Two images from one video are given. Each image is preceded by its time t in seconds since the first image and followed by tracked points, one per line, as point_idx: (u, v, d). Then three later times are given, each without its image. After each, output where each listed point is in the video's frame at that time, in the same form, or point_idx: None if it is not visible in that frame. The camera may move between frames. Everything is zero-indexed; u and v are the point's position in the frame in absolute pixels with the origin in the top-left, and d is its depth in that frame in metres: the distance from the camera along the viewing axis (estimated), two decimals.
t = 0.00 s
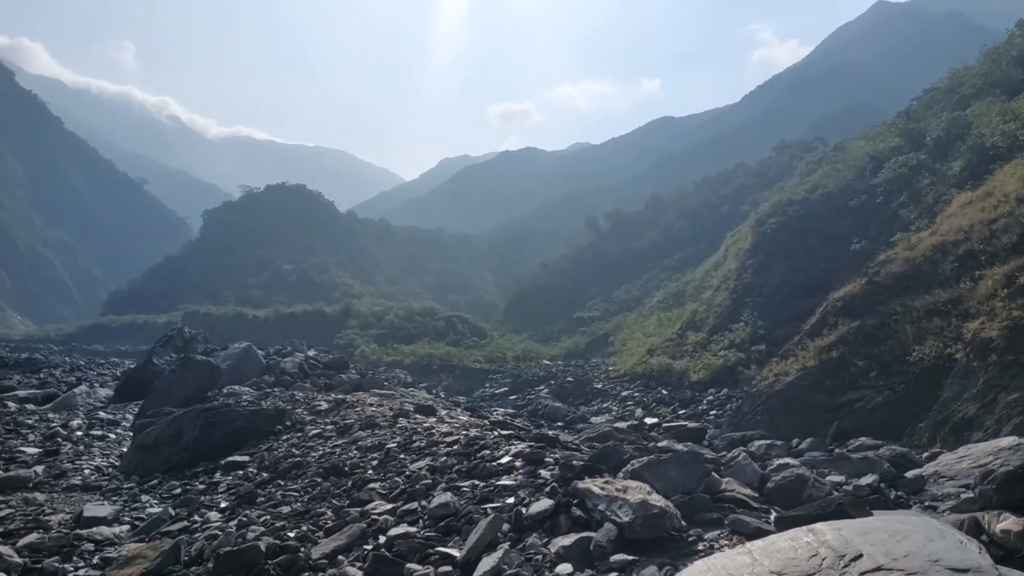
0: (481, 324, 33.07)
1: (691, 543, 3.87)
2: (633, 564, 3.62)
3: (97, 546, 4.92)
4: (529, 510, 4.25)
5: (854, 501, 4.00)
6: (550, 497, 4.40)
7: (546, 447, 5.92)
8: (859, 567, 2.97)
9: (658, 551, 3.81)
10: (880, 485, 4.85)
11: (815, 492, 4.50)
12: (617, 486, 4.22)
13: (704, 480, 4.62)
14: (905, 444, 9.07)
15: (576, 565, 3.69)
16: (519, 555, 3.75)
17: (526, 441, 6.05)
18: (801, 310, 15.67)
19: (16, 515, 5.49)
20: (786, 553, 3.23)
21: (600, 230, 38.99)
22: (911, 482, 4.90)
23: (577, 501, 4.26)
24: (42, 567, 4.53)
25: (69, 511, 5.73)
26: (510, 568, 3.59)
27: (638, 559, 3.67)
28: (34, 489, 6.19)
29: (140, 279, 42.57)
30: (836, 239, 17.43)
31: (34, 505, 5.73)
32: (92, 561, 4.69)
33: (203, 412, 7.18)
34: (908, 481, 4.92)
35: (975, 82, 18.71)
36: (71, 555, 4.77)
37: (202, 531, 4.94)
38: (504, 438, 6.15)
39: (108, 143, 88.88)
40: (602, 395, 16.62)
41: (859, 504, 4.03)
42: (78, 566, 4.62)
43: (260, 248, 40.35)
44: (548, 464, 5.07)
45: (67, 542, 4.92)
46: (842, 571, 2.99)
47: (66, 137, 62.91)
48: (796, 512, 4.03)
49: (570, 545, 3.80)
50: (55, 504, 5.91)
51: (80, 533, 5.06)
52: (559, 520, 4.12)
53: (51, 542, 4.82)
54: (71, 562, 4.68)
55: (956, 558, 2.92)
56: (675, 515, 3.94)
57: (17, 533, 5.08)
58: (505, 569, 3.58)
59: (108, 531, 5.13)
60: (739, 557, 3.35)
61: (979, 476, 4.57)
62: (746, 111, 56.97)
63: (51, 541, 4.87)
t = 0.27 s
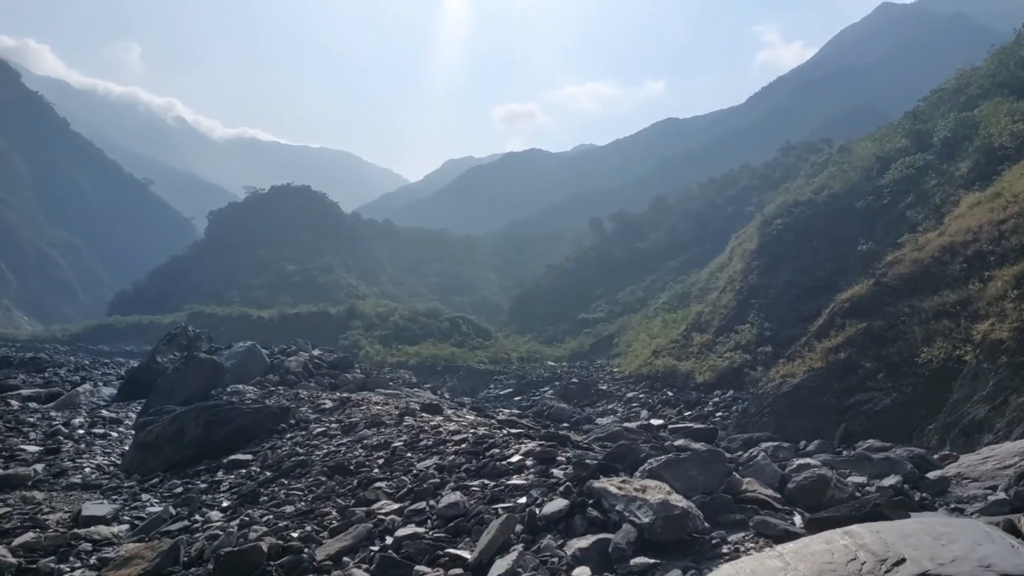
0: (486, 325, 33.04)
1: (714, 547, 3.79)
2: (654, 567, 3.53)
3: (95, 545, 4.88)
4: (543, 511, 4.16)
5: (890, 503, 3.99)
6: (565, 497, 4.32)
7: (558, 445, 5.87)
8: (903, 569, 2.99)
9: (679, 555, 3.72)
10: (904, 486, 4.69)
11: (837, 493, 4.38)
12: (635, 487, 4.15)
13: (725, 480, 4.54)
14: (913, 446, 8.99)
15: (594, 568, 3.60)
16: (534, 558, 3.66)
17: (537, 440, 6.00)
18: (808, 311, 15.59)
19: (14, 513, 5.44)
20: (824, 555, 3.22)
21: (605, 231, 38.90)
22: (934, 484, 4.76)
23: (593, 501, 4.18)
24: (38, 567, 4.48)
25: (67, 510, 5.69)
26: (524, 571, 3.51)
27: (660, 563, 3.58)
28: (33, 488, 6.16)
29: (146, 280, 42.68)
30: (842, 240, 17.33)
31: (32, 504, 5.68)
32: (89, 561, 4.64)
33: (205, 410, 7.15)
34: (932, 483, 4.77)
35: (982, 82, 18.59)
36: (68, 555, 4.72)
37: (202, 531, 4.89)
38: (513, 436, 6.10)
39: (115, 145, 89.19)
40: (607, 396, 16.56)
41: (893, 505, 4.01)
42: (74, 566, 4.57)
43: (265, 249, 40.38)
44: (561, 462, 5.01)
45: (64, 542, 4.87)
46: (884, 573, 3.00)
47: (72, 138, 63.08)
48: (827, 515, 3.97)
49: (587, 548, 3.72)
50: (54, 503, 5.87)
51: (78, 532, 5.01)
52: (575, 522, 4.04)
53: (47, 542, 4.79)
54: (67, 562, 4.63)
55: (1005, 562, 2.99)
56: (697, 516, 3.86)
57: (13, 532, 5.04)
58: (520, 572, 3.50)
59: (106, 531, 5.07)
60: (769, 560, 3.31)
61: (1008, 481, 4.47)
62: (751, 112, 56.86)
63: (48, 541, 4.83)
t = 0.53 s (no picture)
0: (492, 325, 33.02)
1: (743, 555, 3.71)
2: None
3: (92, 549, 4.81)
4: (559, 516, 4.06)
5: (936, 512, 3.89)
6: (581, 501, 4.22)
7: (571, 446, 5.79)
8: None
9: (707, 563, 3.63)
10: (932, 489, 4.55)
11: (867, 497, 4.26)
12: (656, 490, 4.04)
13: (751, 483, 4.47)
14: (925, 448, 8.87)
15: None
16: (551, 567, 3.58)
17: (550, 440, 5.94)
18: (817, 311, 15.47)
19: (11, 515, 5.39)
20: (867, 564, 3.33)
21: (612, 232, 38.80)
22: (964, 487, 4.61)
23: (611, 506, 4.08)
24: (32, 572, 4.41)
25: (66, 511, 5.64)
26: None
27: (686, 573, 3.48)
28: (32, 488, 6.12)
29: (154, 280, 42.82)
30: (852, 240, 17.20)
31: (31, 505, 5.62)
32: (85, 565, 4.57)
33: (209, 409, 7.11)
34: (962, 487, 4.64)
35: (993, 81, 18.42)
36: (63, 559, 4.65)
37: (203, 534, 4.83)
38: (524, 436, 6.04)
39: (123, 145, 89.59)
40: (614, 397, 16.48)
41: (939, 512, 3.93)
42: (69, 570, 4.50)
43: (273, 249, 40.46)
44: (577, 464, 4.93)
45: (59, 545, 4.81)
46: None
47: (81, 138, 63.36)
48: (866, 523, 3.86)
49: (608, 556, 3.62)
50: (53, 504, 5.81)
51: (75, 535, 4.95)
52: (592, 528, 3.94)
53: (42, 545, 4.73)
54: (62, 566, 4.56)
55: None
56: (725, 522, 3.75)
57: (9, 535, 4.96)
58: None
59: (104, 533, 5.00)
60: (809, 571, 3.35)
61: None
62: (758, 112, 56.66)
63: (43, 544, 4.77)
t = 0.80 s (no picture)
0: (501, 324, 32.98)
1: (773, 570, 3.59)
2: None
3: (91, 556, 4.69)
4: (576, 527, 3.94)
5: (985, 527, 3.74)
6: (598, 511, 4.11)
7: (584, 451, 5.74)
8: None
9: None
10: (962, 496, 4.49)
11: (894, 506, 4.25)
12: (680, 501, 3.92)
13: (777, 492, 4.39)
14: (940, 448, 8.72)
15: None
16: None
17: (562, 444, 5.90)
18: (829, 310, 15.33)
19: (11, 520, 5.30)
20: None
21: (621, 230, 38.67)
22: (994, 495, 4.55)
23: (630, 517, 3.97)
24: None
25: (68, 515, 5.55)
26: None
27: None
28: (35, 492, 6.05)
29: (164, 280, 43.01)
30: (865, 237, 17.03)
31: (32, 510, 5.54)
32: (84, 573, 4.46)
33: (215, 410, 7.05)
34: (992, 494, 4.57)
35: (1008, 76, 18.20)
36: (61, 567, 4.53)
37: (206, 542, 4.74)
38: (535, 440, 6.00)
39: (134, 145, 90.15)
40: (624, 396, 16.39)
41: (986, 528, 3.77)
42: None
43: (283, 249, 40.56)
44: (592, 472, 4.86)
45: (57, 552, 4.68)
46: None
47: (93, 139, 63.77)
48: (905, 536, 3.76)
49: (631, 570, 3.48)
50: (54, 508, 5.74)
51: (75, 542, 4.82)
52: (610, 540, 3.83)
53: (39, 553, 4.60)
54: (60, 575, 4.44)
55: None
56: (753, 536, 3.62)
57: (8, 541, 4.86)
58: None
59: (104, 540, 4.89)
60: None
61: None
62: (768, 110, 56.41)
63: (41, 552, 4.63)
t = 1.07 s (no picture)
0: (508, 323, 32.94)
1: None
2: None
3: (93, 562, 4.61)
4: (596, 534, 3.85)
5: None
6: (619, 517, 4.03)
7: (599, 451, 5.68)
8: None
9: None
10: (994, 501, 4.47)
11: (924, 510, 4.17)
12: (707, 508, 3.84)
13: (807, 498, 4.31)
14: (952, 449, 8.61)
15: None
16: None
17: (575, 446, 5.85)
18: (838, 309, 15.22)
19: (13, 523, 5.23)
20: None
21: (627, 229, 38.55)
22: None
23: (652, 523, 3.91)
24: None
25: (70, 518, 5.49)
26: None
27: None
28: (37, 494, 6.01)
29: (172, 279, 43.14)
30: (874, 236, 16.89)
31: (34, 513, 5.49)
32: None
33: (220, 410, 7.00)
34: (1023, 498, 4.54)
35: (1019, 73, 18.03)
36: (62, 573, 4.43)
37: (212, 546, 4.66)
38: (548, 441, 5.96)
39: (142, 146, 90.51)
40: (632, 396, 16.32)
41: None
42: None
43: (291, 248, 40.64)
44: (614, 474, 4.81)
45: (58, 558, 4.59)
46: None
47: (102, 139, 64.04)
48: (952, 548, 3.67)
49: None
50: (56, 510, 5.69)
51: (76, 547, 4.79)
52: (632, 546, 3.74)
53: (40, 558, 4.51)
54: None
55: None
56: (785, 545, 3.54)
57: (7, 546, 4.78)
58: None
59: (106, 545, 4.80)
60: None
61: None
62: (775, 109, 56.17)
63: (41, 557, 4.55)
